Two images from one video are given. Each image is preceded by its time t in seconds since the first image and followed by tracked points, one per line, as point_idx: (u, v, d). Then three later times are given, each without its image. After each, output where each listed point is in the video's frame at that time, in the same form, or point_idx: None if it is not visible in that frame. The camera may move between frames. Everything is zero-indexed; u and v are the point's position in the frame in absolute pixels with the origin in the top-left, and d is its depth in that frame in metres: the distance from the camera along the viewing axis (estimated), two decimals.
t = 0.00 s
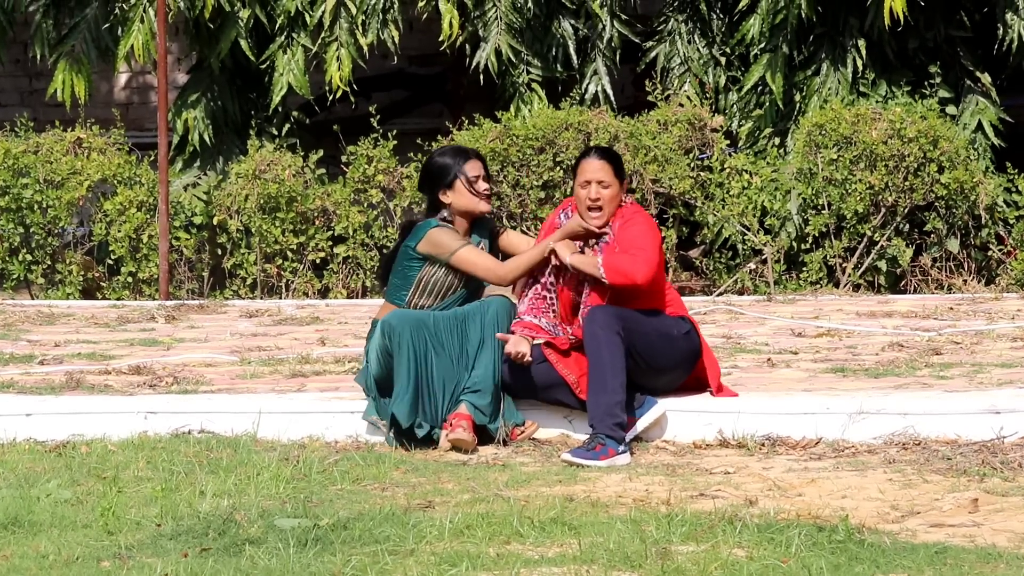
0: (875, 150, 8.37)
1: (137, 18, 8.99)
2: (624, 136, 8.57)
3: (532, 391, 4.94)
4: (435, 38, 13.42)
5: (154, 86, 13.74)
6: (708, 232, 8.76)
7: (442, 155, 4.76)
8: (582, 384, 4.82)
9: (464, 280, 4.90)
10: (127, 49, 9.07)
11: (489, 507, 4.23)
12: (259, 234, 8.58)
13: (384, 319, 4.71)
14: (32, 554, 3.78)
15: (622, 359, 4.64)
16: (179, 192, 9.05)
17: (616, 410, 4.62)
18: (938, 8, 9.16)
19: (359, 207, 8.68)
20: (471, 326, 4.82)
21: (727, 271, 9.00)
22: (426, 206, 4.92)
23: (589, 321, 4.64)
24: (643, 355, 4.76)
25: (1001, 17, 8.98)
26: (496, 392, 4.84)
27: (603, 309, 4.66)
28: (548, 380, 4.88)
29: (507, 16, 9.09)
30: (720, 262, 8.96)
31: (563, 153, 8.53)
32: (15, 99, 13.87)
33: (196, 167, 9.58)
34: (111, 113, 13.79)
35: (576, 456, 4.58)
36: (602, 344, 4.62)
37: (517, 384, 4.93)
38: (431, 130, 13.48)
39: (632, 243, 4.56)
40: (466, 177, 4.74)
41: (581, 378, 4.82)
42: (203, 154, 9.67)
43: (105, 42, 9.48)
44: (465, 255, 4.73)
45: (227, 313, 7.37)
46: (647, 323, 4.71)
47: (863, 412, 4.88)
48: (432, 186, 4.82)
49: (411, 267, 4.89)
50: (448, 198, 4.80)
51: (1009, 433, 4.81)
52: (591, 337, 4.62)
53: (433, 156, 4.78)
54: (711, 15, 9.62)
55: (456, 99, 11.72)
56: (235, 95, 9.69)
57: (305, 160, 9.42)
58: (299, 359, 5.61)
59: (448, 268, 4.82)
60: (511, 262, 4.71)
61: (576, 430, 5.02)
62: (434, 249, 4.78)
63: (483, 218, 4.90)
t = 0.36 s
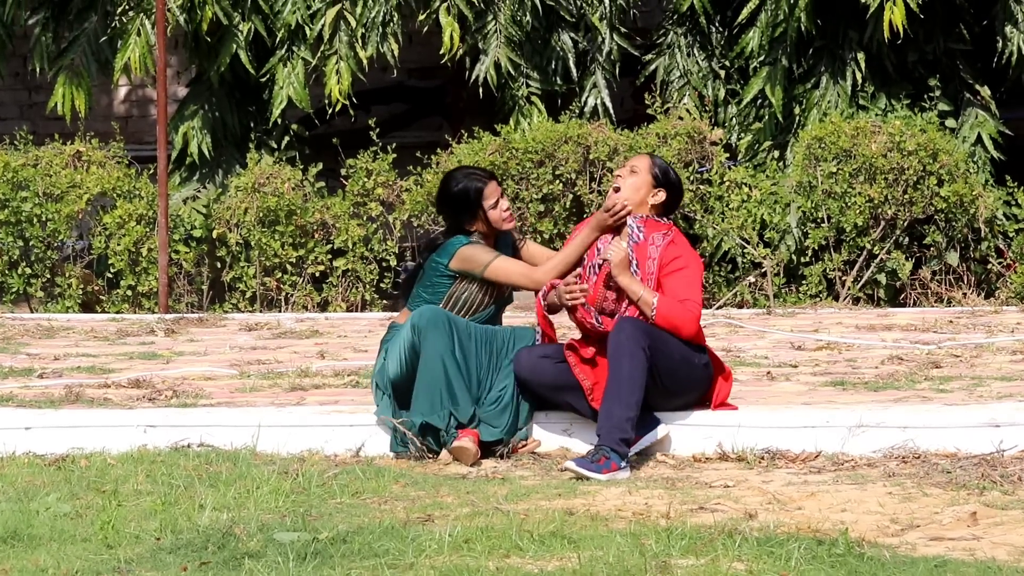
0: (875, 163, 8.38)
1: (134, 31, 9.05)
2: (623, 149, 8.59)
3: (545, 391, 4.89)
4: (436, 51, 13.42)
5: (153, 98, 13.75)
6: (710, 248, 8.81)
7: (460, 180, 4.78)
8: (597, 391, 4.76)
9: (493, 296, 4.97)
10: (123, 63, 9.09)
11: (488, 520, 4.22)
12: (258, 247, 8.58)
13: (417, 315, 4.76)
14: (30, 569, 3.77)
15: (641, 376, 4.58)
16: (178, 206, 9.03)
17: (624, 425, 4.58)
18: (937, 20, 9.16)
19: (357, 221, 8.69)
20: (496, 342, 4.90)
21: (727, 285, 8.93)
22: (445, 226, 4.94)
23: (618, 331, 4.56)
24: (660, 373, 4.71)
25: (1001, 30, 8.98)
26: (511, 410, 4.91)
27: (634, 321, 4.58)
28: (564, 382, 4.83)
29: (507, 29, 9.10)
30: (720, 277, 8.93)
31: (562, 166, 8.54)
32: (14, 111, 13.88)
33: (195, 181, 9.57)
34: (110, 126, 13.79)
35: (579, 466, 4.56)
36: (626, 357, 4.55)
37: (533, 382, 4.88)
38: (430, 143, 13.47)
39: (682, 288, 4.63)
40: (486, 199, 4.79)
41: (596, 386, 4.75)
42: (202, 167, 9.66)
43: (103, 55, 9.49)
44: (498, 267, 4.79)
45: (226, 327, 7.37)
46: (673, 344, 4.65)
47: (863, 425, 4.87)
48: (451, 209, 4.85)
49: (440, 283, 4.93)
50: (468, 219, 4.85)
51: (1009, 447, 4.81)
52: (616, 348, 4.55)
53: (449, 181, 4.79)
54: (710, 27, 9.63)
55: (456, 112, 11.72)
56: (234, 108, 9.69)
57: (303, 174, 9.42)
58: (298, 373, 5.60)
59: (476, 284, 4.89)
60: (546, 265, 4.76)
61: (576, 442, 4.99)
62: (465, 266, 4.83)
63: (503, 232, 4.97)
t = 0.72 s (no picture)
0: (883, 177, 8.25)
1: (122, 40, 8.93)
2: (626, 162, 8.50)
3: (547, 409, 4.76)
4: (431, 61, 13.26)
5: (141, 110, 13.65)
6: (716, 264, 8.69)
7: (473, 189, 4.62)
8: (601, 412, 4.61)
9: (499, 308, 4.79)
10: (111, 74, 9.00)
11: (486, 543, 4.09)
12: (250, 262, 8.45)
13: (423, 327, 4.61)
14: None
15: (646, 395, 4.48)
16: (168, 220, 8.90)
17: (626, 447, 4.46)
18: (947, 29, 9.01)
19: (353, 235, 8.59)
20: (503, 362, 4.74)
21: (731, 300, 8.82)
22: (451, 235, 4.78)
23: (627, 348, 4.47)
24: (665, 397, 4.61)
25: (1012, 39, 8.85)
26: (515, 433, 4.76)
27: (640, 339, 4.50)
28: (565, 401, 4.70)
29: (506, 38, 9.04)
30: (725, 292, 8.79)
31: (562, 179, 8.43)
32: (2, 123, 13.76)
33: (185, 195, 9.42)
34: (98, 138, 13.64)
35: (580, 487, 4.42)
36: (631, 375, 4.45)
37: (533, 400, 4.74)
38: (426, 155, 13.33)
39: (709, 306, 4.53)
40: (498, 213, 4.64)
41: (599, 407, 4.61)
42: (193, 181, 9.52)
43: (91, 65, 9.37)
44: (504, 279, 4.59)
45: (218, 344, 7.25)
46: (679, 366, 4.57)
47: (871, 446, 4.75)
48: (459, 219, 4.68)
49: (445, 297, 4.75)
50: (477, 230, 4.69)
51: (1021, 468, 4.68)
52: (620, 366, 4.46)
53: (461, 190, 4.63)
54: (714, 38, 9.51)
55: (455, 122, 11.60)
56: (225, 119, 9.56)
57: (298, 188, 9.31)
58: (291, 392, 5.48)
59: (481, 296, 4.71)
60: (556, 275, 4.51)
61: (576, 463, 4.86)
62: (471, 275, 4.64)
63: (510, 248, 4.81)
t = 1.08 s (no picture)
0: (886, 182, 8.19)
1: (117, 44, 8.89)
2: (624, 167, 8.43)
3: (546, 410, 4.67)
4: (427, 65, 13.18)
5: (134, 116, 13.51)
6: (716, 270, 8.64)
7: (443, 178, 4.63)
8: (601, 417, 4.57)
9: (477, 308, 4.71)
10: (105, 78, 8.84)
11: (484, 554, 4.01)
12: (244, 269, 8.39)
13: (415, 340, 4.52)
14: None
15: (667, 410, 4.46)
16: (160, 227, 8.83)
17: (635, 454, 4.40)
18: (950, 33, 8.96)
19: (349, 241, 8.53)
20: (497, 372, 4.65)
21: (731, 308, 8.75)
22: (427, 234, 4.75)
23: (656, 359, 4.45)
24: (680, 412, 4.58)
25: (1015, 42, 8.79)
26: (514, 442, 4.68)
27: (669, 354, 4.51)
28: (566, 404, 4.62)
29: (502, 42, 8.96)
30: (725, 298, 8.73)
31: (560, 185, 8.37)
32: None
33: (177, 202, 9.35)
34: (90, 144, 13.54)
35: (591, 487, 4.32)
36: (656, 387, 4.42)
37: (534, 400, 4.65)
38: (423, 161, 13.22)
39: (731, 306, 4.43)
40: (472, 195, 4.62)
41: (601, 412, 4.56)
42: (186, 187, 9.45)
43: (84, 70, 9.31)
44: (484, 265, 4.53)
45: (212, 353, 7.18)
46: (700, 385, 4.56)
47: (873, 455, 4.68)
48: (433, 211, 4.66)
49: (422, 296, 4.68)
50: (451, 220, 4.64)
51: None
52: (647, 375, 4.44)
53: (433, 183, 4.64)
54: (713, 41, 9.49)
55: (451, 128, 11.54)
56: (218, 124, 9.48)
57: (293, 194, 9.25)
58: (285, 401, 5.41)
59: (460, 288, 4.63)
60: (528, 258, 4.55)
61: (575, 473, 4.79)
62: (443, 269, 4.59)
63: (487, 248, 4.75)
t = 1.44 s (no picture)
0: (882, 188, 8.20)
1: (116, 51, 8.95)
2: (620, 173, 8.45)
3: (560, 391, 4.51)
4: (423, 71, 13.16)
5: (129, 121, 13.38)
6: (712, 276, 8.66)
7: (402, 186, 4.52)
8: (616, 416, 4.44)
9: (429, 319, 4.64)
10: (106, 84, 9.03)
11: (479, 559, 4.00)
12: (240, 275, 8.41)
13: (406, 346, 4.47)
14: None
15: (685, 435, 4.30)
16: (156, 232, 8.84)
17: (644, 472, 4.23)
18: (946, 39, 8.91)
19: (344, 247, 8.54)
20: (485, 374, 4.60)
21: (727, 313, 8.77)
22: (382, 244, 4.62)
23: (686, 385, 4.27)
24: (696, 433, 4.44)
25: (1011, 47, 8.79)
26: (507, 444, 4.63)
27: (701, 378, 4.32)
28: (585, 388, 4.48)
29: (497, 48, 8.95)
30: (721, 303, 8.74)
31: (555, 190, 8.40)
32: None
33: (174, 207, 9.38)
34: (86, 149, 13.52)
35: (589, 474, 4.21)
36: (679, 412, 4.26)
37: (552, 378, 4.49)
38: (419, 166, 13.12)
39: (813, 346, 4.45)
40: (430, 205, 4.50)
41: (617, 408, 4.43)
42: (183, 192, 9.47)
43: (80, 76, 9.33)
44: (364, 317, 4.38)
45: (207, 359, 7.19)
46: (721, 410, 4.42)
47: (869, 460, 4.68)
48: (391, 222, 4.54)
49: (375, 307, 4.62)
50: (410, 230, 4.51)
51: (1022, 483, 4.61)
52: (671, 400, 4.26)
53: (392, 190, 4.53)
54: (710, 47, 9.48)
55: (448, 134, 11.55)
56: (213, 129, 9.49)
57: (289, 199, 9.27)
58: (281, 407, 5.42)
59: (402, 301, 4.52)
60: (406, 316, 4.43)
61: (572, 478, 4.80)
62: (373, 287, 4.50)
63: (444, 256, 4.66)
